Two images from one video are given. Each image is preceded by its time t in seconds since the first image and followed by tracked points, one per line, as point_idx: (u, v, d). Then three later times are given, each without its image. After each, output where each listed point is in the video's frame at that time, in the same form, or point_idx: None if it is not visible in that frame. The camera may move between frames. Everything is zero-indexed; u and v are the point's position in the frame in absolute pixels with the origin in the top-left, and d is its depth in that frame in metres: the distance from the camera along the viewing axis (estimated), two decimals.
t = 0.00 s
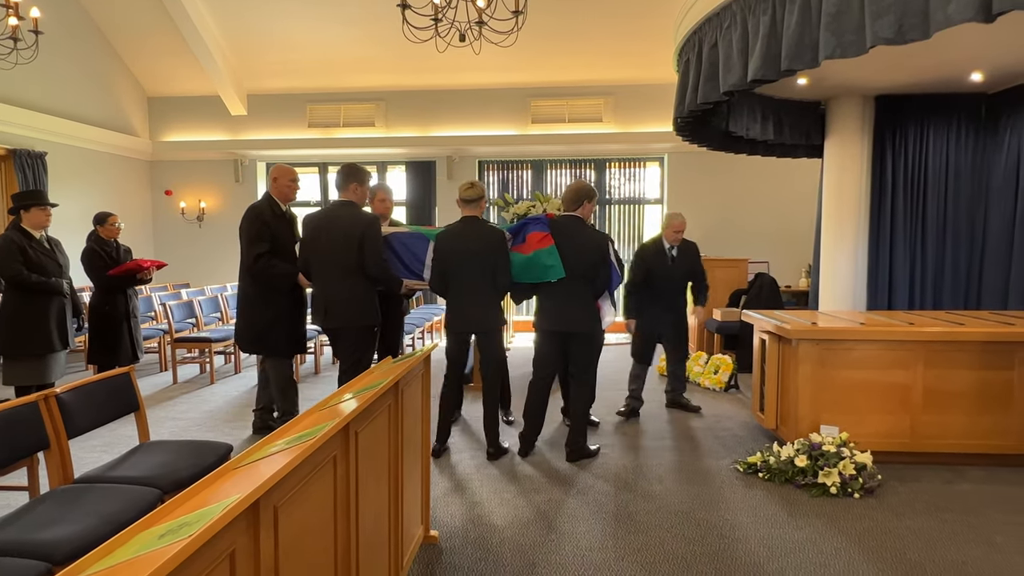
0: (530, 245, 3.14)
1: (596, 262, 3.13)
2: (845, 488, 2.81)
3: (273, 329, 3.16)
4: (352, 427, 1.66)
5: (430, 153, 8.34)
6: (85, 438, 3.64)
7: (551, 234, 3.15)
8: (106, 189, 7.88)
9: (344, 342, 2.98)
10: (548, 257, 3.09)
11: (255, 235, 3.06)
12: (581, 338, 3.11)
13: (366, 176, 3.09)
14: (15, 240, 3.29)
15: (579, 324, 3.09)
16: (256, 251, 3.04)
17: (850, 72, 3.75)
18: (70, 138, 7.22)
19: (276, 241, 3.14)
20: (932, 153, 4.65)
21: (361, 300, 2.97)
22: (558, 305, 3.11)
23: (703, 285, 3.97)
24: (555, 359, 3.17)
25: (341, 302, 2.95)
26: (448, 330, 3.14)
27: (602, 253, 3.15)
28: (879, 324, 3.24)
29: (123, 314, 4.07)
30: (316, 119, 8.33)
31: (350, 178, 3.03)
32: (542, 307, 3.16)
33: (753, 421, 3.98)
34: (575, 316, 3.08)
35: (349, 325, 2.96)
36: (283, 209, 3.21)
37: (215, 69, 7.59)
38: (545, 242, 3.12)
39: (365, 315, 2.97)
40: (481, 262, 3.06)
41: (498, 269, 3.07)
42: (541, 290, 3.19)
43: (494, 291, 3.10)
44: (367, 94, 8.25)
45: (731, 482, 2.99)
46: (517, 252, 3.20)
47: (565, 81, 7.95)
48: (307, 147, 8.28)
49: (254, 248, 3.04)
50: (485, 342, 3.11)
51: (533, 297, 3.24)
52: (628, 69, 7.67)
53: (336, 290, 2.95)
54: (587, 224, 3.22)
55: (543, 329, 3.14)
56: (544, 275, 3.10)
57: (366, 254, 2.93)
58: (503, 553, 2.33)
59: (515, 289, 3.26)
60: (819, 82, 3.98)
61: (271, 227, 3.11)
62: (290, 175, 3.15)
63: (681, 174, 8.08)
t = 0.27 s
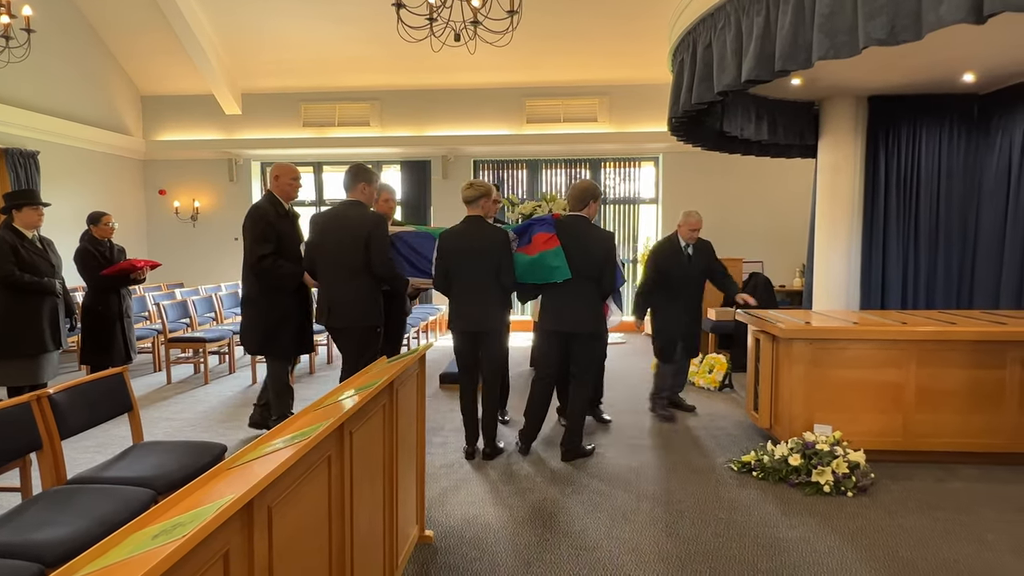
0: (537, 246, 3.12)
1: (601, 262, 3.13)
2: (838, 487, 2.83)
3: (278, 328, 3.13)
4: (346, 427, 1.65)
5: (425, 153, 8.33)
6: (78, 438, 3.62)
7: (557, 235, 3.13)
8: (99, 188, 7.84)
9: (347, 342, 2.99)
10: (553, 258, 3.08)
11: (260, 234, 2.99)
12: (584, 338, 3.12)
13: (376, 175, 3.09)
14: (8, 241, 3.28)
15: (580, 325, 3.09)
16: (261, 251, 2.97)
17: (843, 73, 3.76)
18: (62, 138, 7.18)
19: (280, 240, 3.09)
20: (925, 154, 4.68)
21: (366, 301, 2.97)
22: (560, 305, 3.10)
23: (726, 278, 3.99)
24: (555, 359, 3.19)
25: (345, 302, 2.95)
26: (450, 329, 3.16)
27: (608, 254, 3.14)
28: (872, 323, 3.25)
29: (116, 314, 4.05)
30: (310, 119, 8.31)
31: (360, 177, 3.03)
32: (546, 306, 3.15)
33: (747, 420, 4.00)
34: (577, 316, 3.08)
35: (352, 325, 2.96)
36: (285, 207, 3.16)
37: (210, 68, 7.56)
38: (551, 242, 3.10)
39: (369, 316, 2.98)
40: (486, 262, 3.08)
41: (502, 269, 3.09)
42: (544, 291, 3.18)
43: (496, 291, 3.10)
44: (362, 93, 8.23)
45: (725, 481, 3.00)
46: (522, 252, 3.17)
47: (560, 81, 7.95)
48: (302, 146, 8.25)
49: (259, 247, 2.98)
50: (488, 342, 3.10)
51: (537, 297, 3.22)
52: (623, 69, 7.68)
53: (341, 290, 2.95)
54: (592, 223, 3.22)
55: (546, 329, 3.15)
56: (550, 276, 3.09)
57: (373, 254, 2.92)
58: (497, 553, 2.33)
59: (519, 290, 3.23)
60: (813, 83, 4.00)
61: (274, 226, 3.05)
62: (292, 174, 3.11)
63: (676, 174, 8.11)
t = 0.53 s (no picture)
0: (540, 246, 3.14)
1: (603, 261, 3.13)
2: (831, 485, 2.85)
3: (282, 332, 2.93)
4: (340, 426, 1.65)
5: (419, 151, 8.32)
6: (70, 439, 3.60)
7: (561, 235, 3.14)
8: (90, 187, 7.78)
9: (360, 342, 2.99)
10: (557, 258, 3.10)
11: (265, 233, 2.84)
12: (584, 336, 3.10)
13: (382, 174, 3.11)
14: None
15: (580, 325, 3.08)
16: (267, 250, 2.83)
17: (836, 73, 3.78)
18: (53, 136, 7.12)
19: (286, 240, 2.93)
20: (917, 155, 4.70)
21: (378, 300, 2.98)
22: (561, 304, 3.11)
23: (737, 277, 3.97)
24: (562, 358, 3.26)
25: (357, 302, 2.95)
26: (450, 330, 3.15)
27: (612, 253, 3.15)
28: (864, 322, 3.27)
29: (108, 314, 4.02)
30: (304, 117, 8.28)
31: (367, 176, 3.03)
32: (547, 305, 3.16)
33: (741, 419, 4.01)
34: (576, 315, 3.08)
35: (364, 325, 2.96)
36: (290, 207, 3.01)
37: (203, 66, 7.51)
38: (554, 242, 3.12)
39: (380, 315, 2.98)
40: (488, 261, 3.07)
41: (504, 267, 3.08)
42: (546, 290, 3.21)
43: (497, 291, 3.10)
44: (356, 92, 8.21)
45: (719, 479, 3.01)
46: (526, 252, 3.19)
47: (555, 80, 7.95)
48: (296, 145, 8.22)
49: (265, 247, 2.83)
50: (489, 341, 3.12)
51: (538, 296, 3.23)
52: (617, 68, 7.69)
53: (353, 290, 2.96)
54: (596, 223, 3.22)
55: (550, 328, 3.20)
56: (554, 276, 3.10)
57: (384, 254, 2.94)
58: (492, 551, 2.33)
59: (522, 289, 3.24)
60: (806, 83, 4.01)
61: (279, 226, 2.90)
62: (297, 171, 2.97)
63: (670, 173, 8.12)
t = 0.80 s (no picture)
0: (547, 245, 3.19)
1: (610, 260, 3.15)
2: (822, 483, 2.86)
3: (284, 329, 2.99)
4: (332, 426, 1.64)
5: (413, 150, 8.30)
6: (60, 439, 3.57)
7: (567, 235, 3.20)
8: (80, 185, 7.72)
9: (363, 341, 2.97)
10: (564, 258, 3.13)
11: (271, 232, 2.92)
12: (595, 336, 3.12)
13: (389, 172, 3.10)
14: None
15: (587, 323, 3.09)
16: (273, 248, 2.92)
17: (828, 73, 3.80)
18: (43, 134, 7.06)
19: (291, 237, 2.99)
20: (908, 155, 4.73)
21: (382, 299, 2.97)
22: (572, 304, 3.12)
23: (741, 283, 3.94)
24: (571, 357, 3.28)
25: (361, 301, 2.94)
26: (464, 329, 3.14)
27: (617, 253, 3.16)
28: (856, 321, 3.29)
29: (97, 314, 3.98)
30: (297, 116, 8.25)
31: (373, 174, 3.03)
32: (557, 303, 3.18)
33: (734, 417, 4.03)
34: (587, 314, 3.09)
35: (367, 324, 2.94)
36: (298, 205, 3.06)
37: (194, 64, 7.47)
38: (560, 242, 3.17)
39: (384, 315, 2.96)
40: (500, 260, 3.06)
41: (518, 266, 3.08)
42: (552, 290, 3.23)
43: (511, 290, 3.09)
44: (349, 90, 8.18)
45: (711, 478, 3.02)
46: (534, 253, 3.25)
47: (548, 79, 7.95)
48: (288, 144, 8.18)
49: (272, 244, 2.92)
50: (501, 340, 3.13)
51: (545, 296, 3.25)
52: (611, 68, 7.70)
53: (357, 289, 2.94)
54: (602, 222, 3.26)
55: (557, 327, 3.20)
56: (560, 275, 3.13)
57: (390, 253, 2.94)
58: (485, 551, 2.33)
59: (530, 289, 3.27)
60: (798, 83, 4.03)
61: (286, 223, 2.96)
62: (304, 170, 3.02)
63: (663, 172, 8.14)
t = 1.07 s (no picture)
0: (558, 245, 3.19)
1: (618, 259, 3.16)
2: (813, 481, 2.87)
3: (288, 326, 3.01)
4: (322, 426, 1.63)
5: (405, 150, 8.28)
6: (48, 441, 3.53)
7: (577, 235, 3.19)
8: (69, 184, 7.64)
9: (369, 342, 2.91)
10: (574, 258, 3.15)
11: (277, 231, 2.99)
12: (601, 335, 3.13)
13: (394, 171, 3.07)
14: None
15: (595, 323, 3.11)
16: (278, 246, 2.99)
17: (819, 73, 3.81)
18: (30, 132, 6.98)
19: (296, 238, 3.04)
20: (897, 155, 4.77)
21: (390, 300, 2.91)
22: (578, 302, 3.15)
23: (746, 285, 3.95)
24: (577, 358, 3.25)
25: (368, 302, 2.88)
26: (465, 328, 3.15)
27: (628, 252, 3.18)
28: (846, 320, 3.31)
29: (86, 314, 3.94)
30: (289, 115, 8.21)
31: (378, 174, 2.99)
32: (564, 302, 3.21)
33: (725, 416, 4.04)
34: (593, 313, 3.12)
35: (373, 325, 2.88)
36: (304, 205, 3.11)
37: (185, 62, 7.41)
38: (570, 243, 3.18)
39: (391, 316, 2.91)
40: (503, 259, 3.07)
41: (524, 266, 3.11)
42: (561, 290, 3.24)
43: (511, 288, 3.11)
44: (341, 89, 8.15)
45: (703, 477, 3.03)
46: (543, 252, 3.24)
47: (541, 79, 7.95)
48: (280, 143, 8.14)
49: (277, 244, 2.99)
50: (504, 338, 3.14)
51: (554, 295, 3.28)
52: (603, 68, 7.71)
53: (364, 289, 2.89)
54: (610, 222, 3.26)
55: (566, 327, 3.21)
56: (571, 275, 3.14)
57: (397, 254, 2.89)
58: (477, 551, 2.32)
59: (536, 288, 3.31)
60: (789, 83, 4.05)
61: (291, 223, 3.01)
62: (310, 170, 3.07)
63: (655, 172, 8.16)
